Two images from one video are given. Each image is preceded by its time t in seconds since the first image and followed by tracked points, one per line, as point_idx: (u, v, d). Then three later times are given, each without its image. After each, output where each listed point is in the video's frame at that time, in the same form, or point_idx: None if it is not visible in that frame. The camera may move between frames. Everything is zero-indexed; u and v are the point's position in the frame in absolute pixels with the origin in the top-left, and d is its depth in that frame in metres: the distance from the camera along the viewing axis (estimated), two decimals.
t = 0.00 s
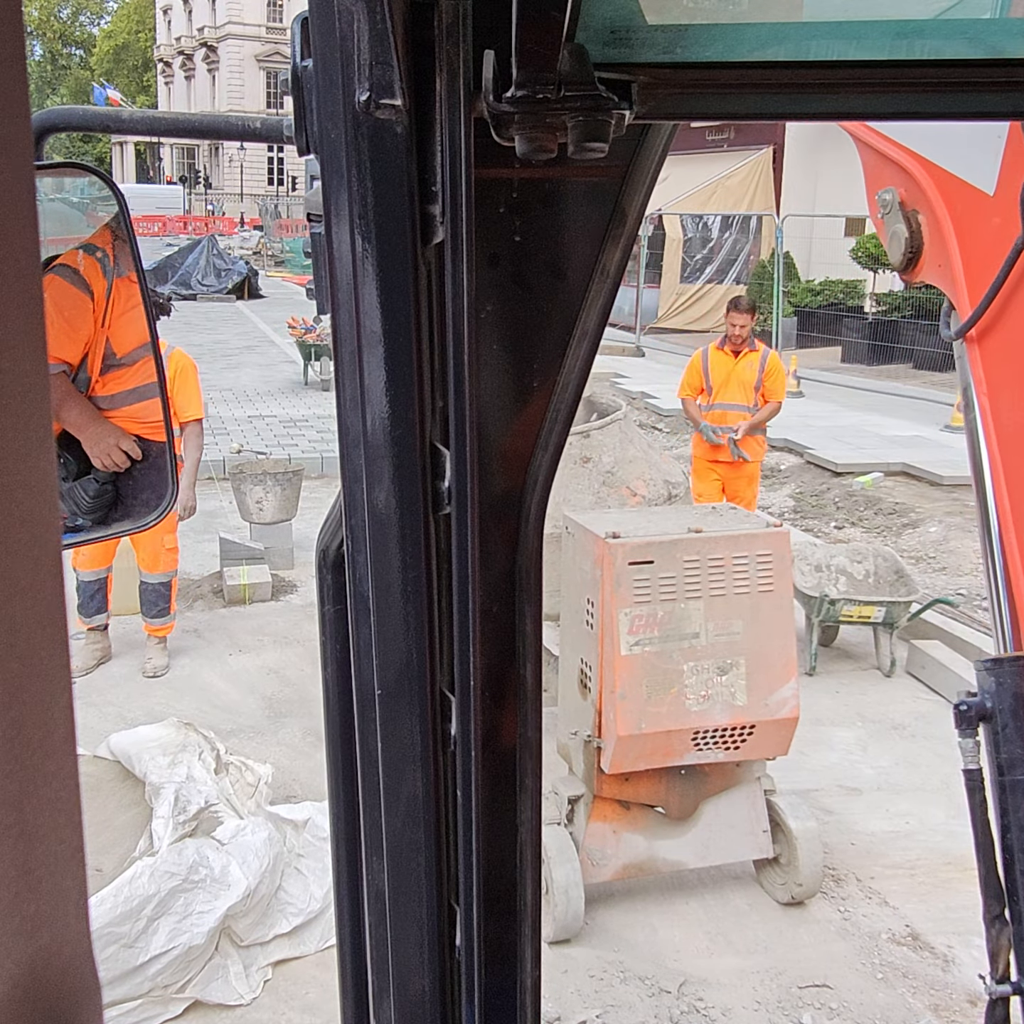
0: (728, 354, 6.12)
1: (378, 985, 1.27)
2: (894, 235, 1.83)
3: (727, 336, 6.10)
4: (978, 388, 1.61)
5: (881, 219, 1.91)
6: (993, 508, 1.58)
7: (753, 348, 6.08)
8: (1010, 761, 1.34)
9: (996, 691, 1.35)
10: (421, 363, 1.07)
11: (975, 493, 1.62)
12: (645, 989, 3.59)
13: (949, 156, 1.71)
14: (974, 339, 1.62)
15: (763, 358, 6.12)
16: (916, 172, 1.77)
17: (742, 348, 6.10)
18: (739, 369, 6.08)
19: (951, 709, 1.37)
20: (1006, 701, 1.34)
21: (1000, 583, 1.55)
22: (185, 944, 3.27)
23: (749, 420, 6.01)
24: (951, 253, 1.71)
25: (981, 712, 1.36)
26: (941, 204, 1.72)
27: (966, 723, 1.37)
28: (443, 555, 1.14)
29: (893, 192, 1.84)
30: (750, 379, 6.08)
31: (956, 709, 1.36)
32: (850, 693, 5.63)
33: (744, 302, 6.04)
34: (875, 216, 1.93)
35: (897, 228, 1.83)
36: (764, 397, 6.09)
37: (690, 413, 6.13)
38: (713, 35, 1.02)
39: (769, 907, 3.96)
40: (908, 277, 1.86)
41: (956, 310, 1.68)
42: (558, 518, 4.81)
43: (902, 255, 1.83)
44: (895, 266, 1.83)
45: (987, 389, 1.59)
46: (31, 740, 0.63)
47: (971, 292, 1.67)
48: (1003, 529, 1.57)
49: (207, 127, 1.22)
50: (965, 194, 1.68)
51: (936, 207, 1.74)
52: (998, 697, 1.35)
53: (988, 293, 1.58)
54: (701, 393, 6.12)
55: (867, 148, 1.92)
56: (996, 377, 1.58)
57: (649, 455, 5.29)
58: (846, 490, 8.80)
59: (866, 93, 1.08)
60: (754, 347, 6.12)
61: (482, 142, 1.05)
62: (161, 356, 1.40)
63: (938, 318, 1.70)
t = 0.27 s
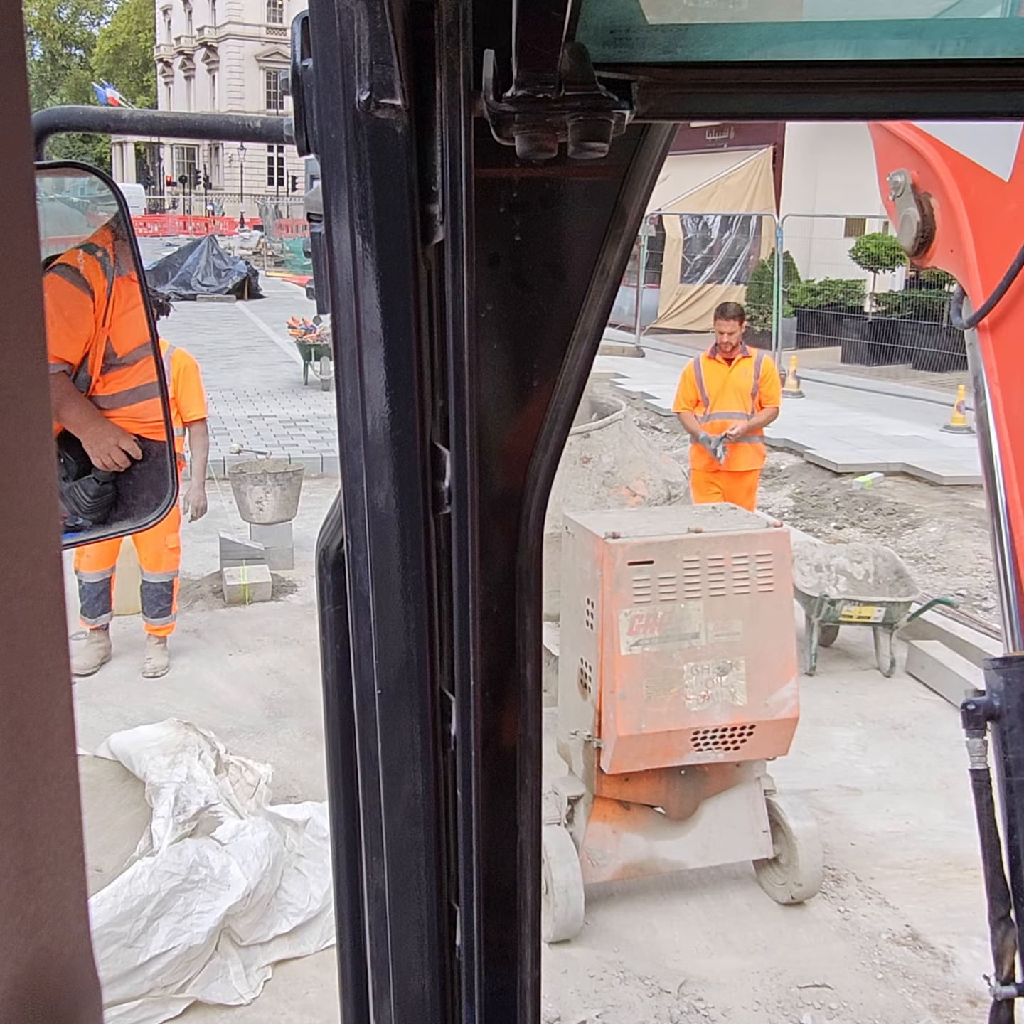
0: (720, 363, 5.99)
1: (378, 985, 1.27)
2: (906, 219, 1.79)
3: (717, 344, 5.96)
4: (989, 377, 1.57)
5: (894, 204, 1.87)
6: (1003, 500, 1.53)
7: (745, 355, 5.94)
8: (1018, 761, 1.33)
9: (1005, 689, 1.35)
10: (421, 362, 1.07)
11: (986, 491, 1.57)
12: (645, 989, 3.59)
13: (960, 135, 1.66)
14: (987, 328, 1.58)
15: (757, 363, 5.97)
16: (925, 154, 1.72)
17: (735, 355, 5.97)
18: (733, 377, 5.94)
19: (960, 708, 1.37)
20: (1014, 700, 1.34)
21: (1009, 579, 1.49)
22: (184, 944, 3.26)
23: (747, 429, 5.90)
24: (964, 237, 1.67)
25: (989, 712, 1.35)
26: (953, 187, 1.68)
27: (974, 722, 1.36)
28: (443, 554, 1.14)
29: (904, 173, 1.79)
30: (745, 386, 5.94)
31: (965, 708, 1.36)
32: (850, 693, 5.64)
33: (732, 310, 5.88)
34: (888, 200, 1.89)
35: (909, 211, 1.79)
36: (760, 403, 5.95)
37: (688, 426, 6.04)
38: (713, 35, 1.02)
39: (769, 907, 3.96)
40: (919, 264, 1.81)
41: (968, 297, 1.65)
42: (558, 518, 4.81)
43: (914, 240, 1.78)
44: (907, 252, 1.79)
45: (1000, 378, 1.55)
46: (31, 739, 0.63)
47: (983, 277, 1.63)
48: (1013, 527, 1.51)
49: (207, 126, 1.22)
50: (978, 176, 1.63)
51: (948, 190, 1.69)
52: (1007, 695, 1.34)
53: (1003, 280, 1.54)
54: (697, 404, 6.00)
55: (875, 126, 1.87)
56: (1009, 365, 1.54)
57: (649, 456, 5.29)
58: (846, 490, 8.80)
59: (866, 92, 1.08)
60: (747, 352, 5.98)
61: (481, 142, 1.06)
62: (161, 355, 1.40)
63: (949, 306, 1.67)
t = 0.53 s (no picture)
0: (709, 365, 5.96)
1: (378, 984, 1.27)
2: (912, 208, 1.80)
3: (703, 347, 5.94)
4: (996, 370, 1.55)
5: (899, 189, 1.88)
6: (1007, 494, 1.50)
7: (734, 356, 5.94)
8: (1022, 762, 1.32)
9: (1009, 690, 1.35)
10: (420, 363, 1.07)
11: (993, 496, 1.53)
12: (645, 989, 3.59)
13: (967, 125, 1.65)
14: (994, 320, 1.56)
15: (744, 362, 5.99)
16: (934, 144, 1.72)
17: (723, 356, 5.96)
18: (724, 378, 5.94)
19: (966, 708, 1.37)
20: (1019, 700, 1.34)
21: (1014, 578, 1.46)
22: (184, 944, 3.26)
23: (745, 428, 5.89)
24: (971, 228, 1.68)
25: (993, 712, 1.35)
26: (961, 179, 1.69)
27: (979, 721, 1.36)
28: (443, 553, 1.14)
29: (912, 163, 1.80)
30: (737, 386, 5.95)
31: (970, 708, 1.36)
32: (850, 693, 5.64)
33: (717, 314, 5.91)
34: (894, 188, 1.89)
35: (916, 200, 1.79)
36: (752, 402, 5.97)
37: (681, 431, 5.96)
38: (712, 35, 1.02)
39: (769, 907, 3.96)
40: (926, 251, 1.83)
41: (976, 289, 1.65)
42: (558, 518, 4.82)
43: (921, 229, 1.79)
44: (915, 240, 1.80)
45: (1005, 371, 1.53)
46: (31, 739, 0.63)
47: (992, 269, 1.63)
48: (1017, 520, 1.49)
49: (208, 126, 1.22)
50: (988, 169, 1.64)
51: (957, 181, 1.70)
52: (1011, 696, 1.34)
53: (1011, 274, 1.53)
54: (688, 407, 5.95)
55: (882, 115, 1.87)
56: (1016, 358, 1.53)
57: (649, 456, 5.29)
58: (846, 490, 8.80)
59: (867, 93, 1.08)
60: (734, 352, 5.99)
61: (481, 142, 1.06)
62: (161, 356, 1.40)
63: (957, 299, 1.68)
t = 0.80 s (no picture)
0: (704, 370, 5.94)
1: (378, 984, 1.27)
2: (921, 197, 1.75)
3: (699, 352, 5.92)
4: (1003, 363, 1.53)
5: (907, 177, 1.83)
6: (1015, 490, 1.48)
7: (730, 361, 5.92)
8: None
9: (1015, 690, 1.35)
10: (420, 363, 1.07)
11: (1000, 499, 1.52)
12: (644, 989, 3.59)
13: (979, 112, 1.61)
14: (1003, 313, 1.54)
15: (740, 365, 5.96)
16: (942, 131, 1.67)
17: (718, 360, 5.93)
18: (720, 383, 5.92)
19: (971, 709, 1.37)
20: None
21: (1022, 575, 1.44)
22: (184, 944, 3.26)
23: (743, 435, 5.91)
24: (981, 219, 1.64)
25: (999, 712, 1.35)
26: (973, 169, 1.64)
27: (985, 722, 1.36)
28: (443, 554, 1.14)
29: (919, 150, 1.75)
30: (733, 390, 5.94)
31: (976, 709, 1.36)
32: (850, 693, 5.64)
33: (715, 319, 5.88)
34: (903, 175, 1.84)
35: (924, 188, 1.75)
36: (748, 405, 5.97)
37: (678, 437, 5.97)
38: (712, 36, 1.02)
39: (768, 907, 3.96)
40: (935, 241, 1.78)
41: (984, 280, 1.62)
42: (558, 518, 4.81)
43: (930, 218, 1.75)
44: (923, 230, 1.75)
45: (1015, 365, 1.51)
46: (32, 739, 0.63)
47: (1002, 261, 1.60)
48: None
49: (208, 126, 1.22)
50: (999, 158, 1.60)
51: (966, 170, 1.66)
52: (1018, 697, 1.35)
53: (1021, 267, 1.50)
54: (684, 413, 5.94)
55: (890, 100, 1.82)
56: None
57: (649, 456, 5.30)
58: (846, 490, 8.80)
59: (867, 92, 1.09)
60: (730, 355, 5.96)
61: (481, 142, 1.06)
62: (161, 356, 1.40)
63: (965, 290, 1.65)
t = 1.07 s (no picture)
0: (708, 376, 5.91)
1: (378, 985, 1.27)
2: (927, 188, 1.64)
3: (708, 355, 5.87)
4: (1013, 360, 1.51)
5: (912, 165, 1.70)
6: None
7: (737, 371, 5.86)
8: None
9: (1020, 690, 1.36)
10: (420, 363, 1.07)
11: (1007, 500, 1.50)
12: (644, 990, 3.59)
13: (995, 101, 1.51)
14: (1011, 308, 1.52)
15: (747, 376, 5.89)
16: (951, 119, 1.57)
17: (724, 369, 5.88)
18: (722, 393, 5.89)
19: (976, 711, 1.38)
20: None
21: None
22: (184, 945, 3.26)
23: (738, 448, 5.89)
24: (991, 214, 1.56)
25: (1004, 713, 1.36)
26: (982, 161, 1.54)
27: (989, 723, 1.37)
28: (442, 554, 1.14)
29: (926, 140, 1.63)
30: (735, 400, 5.90)
31: (981, 709, 1.37)
32: (850, 693, 5.64)
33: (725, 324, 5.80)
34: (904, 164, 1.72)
35: (931, 180, 1.63)
36: (751, 416, 5.93)
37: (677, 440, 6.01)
38: (712, 37, 1.02)
39: (768, 907, 3.96)
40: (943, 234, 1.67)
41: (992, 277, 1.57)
42: (558, 518, 4.81)
43: (937, 212, 1.64)
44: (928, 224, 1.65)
45: None
46: (32, 739, 0.63)
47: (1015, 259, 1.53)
48: None
49: (208, 126, 1.21)
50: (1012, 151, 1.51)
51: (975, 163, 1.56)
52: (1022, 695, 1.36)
53: None
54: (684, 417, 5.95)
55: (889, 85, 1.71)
56: None
57: (649, 456, 5.30)
58: (846, 490, 8.80)
59: (867, 92, 1.09)
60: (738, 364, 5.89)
61: (481, 142, 1.06)
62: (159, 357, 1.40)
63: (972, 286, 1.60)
